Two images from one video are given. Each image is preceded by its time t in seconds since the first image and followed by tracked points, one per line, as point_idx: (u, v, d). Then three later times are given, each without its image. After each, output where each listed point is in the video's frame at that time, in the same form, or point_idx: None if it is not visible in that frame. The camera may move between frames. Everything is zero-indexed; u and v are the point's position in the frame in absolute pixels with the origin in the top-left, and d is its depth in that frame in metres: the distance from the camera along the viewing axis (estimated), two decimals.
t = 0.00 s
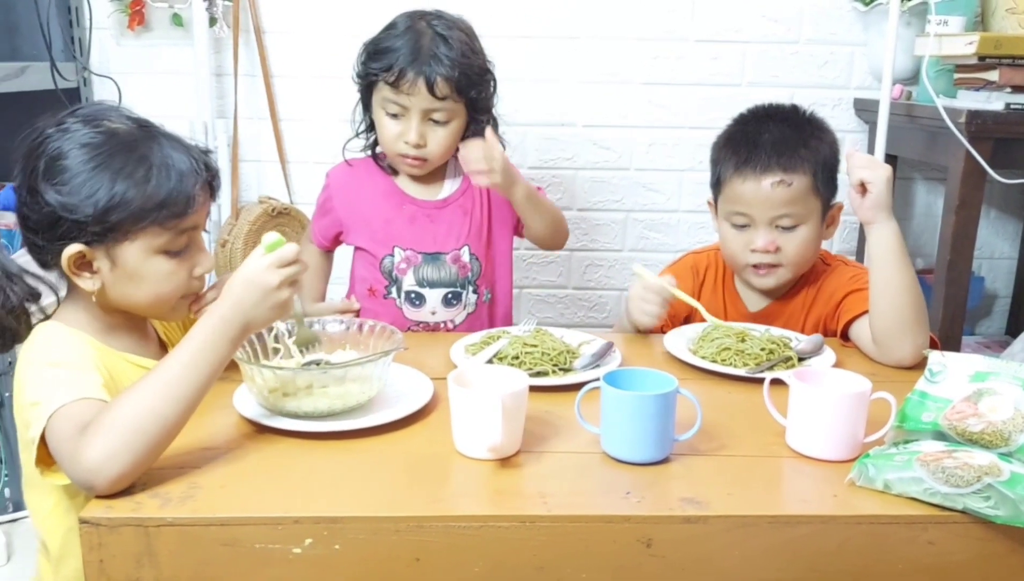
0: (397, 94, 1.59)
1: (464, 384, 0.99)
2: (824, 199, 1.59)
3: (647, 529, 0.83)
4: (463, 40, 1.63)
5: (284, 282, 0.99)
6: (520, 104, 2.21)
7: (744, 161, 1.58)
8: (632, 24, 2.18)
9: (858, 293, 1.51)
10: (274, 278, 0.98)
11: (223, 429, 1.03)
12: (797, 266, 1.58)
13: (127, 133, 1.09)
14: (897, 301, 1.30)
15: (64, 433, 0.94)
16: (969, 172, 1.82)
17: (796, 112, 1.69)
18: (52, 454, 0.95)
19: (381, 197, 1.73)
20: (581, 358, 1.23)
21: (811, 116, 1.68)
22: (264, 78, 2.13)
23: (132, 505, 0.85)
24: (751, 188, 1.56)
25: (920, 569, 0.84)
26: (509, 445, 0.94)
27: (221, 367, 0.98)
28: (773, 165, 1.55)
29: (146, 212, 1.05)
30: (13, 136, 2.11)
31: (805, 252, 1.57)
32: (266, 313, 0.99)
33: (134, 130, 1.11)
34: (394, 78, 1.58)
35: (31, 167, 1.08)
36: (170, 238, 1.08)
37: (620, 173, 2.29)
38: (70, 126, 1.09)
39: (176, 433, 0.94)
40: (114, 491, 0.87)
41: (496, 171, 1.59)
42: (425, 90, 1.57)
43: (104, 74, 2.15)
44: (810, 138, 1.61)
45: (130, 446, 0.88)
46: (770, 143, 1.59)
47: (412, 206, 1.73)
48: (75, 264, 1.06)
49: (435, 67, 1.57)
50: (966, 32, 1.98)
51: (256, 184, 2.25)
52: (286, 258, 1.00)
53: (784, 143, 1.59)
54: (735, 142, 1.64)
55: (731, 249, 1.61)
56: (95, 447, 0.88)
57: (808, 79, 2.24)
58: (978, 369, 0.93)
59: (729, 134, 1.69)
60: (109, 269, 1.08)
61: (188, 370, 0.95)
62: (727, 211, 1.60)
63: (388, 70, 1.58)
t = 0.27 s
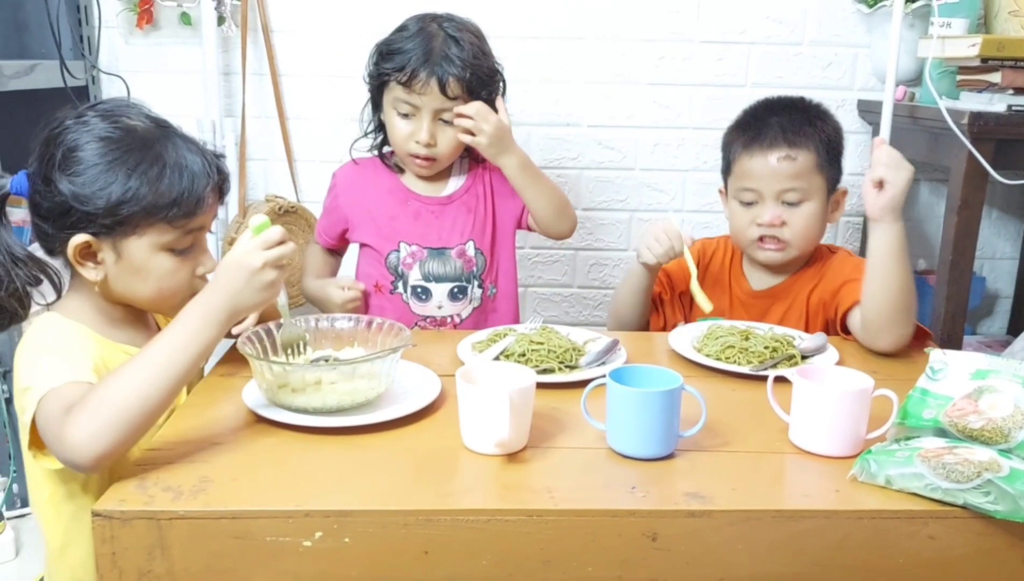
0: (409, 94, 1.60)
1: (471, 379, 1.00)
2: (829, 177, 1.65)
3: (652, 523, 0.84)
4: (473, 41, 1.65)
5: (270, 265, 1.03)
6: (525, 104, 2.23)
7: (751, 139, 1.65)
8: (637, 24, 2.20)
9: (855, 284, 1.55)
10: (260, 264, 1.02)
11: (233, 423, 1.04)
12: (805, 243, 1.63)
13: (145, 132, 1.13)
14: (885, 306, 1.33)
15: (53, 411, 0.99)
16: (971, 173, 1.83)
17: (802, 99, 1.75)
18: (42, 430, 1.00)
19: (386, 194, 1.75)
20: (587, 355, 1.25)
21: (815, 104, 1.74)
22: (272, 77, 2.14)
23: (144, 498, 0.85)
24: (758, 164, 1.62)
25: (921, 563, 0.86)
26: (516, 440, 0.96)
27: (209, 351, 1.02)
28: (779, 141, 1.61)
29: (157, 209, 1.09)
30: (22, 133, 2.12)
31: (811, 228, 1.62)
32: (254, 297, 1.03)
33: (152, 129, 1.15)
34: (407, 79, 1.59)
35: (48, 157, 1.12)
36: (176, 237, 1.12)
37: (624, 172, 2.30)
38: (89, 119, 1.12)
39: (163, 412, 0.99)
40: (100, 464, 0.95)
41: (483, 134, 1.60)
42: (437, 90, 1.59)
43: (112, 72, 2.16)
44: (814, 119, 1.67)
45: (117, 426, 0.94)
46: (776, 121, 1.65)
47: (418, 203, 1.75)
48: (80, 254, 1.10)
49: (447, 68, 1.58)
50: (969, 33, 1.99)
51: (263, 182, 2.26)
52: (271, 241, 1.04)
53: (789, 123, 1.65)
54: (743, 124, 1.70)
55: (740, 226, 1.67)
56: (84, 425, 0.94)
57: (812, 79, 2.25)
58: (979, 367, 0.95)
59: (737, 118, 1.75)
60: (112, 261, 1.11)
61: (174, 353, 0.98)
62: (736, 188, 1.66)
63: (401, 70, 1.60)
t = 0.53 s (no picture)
0: (416, 93, 1.61)
1: (477, 374, 1.01)
2: (824, 163, 1.69)
3: (655, 516, 0.85)
4: (480, 42, 1.66)
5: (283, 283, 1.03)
6: (530, 103, 2.24)
7: (751, 123, 1.68)
8: (641, 23, 2.20)
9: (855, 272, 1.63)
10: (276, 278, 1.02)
11: (241, 416, 1.05)
12: (802, 224, 1.66)
13: (153, 131, 1.14)
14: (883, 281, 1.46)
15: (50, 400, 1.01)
16: (974, 172, 1.84)
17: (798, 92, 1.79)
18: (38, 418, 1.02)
19: (391, 192, 1.76)
20: (591, 352, 1.26)
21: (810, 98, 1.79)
22: (278, 75, 2.15)
23: (154, 489, 0.86)
24: (758, 147, 1.65)
25: (922, 557, 0.86)
26: (521, 434, 0.97)
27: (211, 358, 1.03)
28: (778, 125, 1.65)
29: (160, 208, 1.11)
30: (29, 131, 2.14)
31: (809, 210, 1.65)
32: (262, 311, 1.03)
33: (161, 130, 1.16)
34: (414, 77, 1.60)
35: (56, 151, 1.13)
36: (177, 236, 1.14)
37: (628, 171, 2.31)
38: (100, 116, 1.13)
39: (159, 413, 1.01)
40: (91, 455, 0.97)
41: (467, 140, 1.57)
42: (444, 89, 1.60)
43: (119, 70, 2.18)
44: (809, 108, 1.71)
45: (112, 421, 0.96)
46: (774, 108, 1.69)
47: (423, 200, 1.76)
48: (82, 247, 1.11)
49: (454, 68, 1.60)
50: (973, 33, 2.00)
51: (268, 180, 2.27)
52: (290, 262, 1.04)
53: (787, 109, 1.69)
54: (741, 110, 1.74)
55: (738, 209, 1.69)
56: (79, 416, 0.95)
57: (815, 78, 2.26)
58: (982, 364, 0.97)
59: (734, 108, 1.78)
60: (113, 256, 1.12)
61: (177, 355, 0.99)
62: (735, 172, 1.69)
63: (408, 69, 1.61)
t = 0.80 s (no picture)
0: (423, 92, 1.62)
1: (484, 373, 1.03)
2: (818, 164, 1.70)
3: (661, 514, 0.86)
4: (486, 43, 1.67)
5: (278, 340, 1.01)
6: (535, 103, 2.25)
7: (747, 125, 1.69)
8: (646, 25, 2.21)
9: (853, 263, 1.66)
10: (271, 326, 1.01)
11: (250, 414, 1.06)
12: (799, 222, 1.66)
13: (146, 127, 1.16)
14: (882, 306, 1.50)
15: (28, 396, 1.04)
16: (977, 174, 1.85)
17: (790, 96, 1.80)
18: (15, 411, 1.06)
19: (397, 192, 1.78)
20: (597, 351, 1.27)
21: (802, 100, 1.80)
22: (285, 75, 2.17)
23: (165, 485, 0.87)
24: (755, 149, 1.66)
25: (925, 555, 0.87)
26: (528, 433, 0.98)
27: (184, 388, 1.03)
28: (774, 127, 1.66)
29: (147, 200, 1.12)
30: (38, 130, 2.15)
31: (805, 210, 1.66)
32: (252, 356, 1.02)
33: (154, 126, 1.17)
34: (421, 76, 1.62)
35: (51, 148, 1.15)
36: (166, 228, 1.14)
37: (633, 171, 2.32)
38: (97, 114, 1.15)
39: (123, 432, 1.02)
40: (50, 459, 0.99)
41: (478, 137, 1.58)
42: (452, 88, 1.61)
43: (128, 70, 2.19)
44: (802, 111, 1.73)
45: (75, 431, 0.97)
46: (769, 111, 1.71)
47: (428, 201, 1.77)
48: (73, 242, 1.13)
49: (462, 67, 1.61)
50: (976, 36, 2.00)
51: (275, 179, 2.29)
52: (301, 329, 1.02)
53: (782, 112, 1.70)
54: (736, 114, 1.75)
55: (736, 209, 1.70)
56: (45, 419, 0.98)
57: (820, 80, 2.27)
58: (983, 365, 0.98)
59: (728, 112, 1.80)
60: (103, 250, 1.14)
61: (152, 378, 1.00)
62: (733, 174, 1.70)
63: (416, 68, 1.62)
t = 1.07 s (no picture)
0: (427, 91, 1.63)
1: (487, 372, 1.03)
2: (812, 167, 1.70)
3: (662, 513, 0.86)
4: (490, 44, 1.68)
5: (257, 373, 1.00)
6: (538, 104, 2.25)
7: (742, 130, 1.69)
8: (649, 25, 2.22)
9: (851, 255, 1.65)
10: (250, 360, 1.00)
11: (253, 412, 1.07)
12: (793, 226, 1.68)
13: (129, 128, 1.18)
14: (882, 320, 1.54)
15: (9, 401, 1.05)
16: (979, 176, 1.85)
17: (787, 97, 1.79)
18: None
19: (398, 192, 1.78)
20: (599, 351, 1.27)
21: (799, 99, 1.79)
22: (289, 75, 2.17)
23: (168, 483, 0.88)
24: (750, 154, 1.66)
25: (925, 555, 0.88)
26: (530, 432, 0.98)
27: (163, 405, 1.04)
28: (769, 134, 1.66)
29: (130, 198, 1.13)
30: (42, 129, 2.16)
31: (799, 214, 1.67)
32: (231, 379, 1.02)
33: (139, 126, 1.20)
34: (424, 75, 1.62)
35: (38, 148, 1.17)
36: (151, 227, 1.15)
37: (635, 172, 2.32)
38: (83, 115, 1.17)
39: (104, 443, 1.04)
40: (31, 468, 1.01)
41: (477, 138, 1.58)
42: (456, 88, 1.62)
43: (131, 69, 2.19)
44: (798, 114, 1.72)
45: (55, 443, 0.99)
46: (765, 114, 1.70)
47: (430, 200, 1.77)
48: (58, 239, 1.14)
49: (466, 67, 1.62)
50: (978, 37, 2.00)
51: (278, 178, 2.29)
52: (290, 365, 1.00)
53: (777, 116, 1.70)
54: (732, 116, 1.75)
55: (731, 212, 1.71)
56: (26, 429, 0.99)
57: (822, 81, 2.27)
58: (984, 365, 0.99)
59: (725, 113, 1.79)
60: (89, 249, 1.15)
61: (132, 397, 1.01)
62: (729, 178, 1.70)
63: (420, 67, 1.63)
